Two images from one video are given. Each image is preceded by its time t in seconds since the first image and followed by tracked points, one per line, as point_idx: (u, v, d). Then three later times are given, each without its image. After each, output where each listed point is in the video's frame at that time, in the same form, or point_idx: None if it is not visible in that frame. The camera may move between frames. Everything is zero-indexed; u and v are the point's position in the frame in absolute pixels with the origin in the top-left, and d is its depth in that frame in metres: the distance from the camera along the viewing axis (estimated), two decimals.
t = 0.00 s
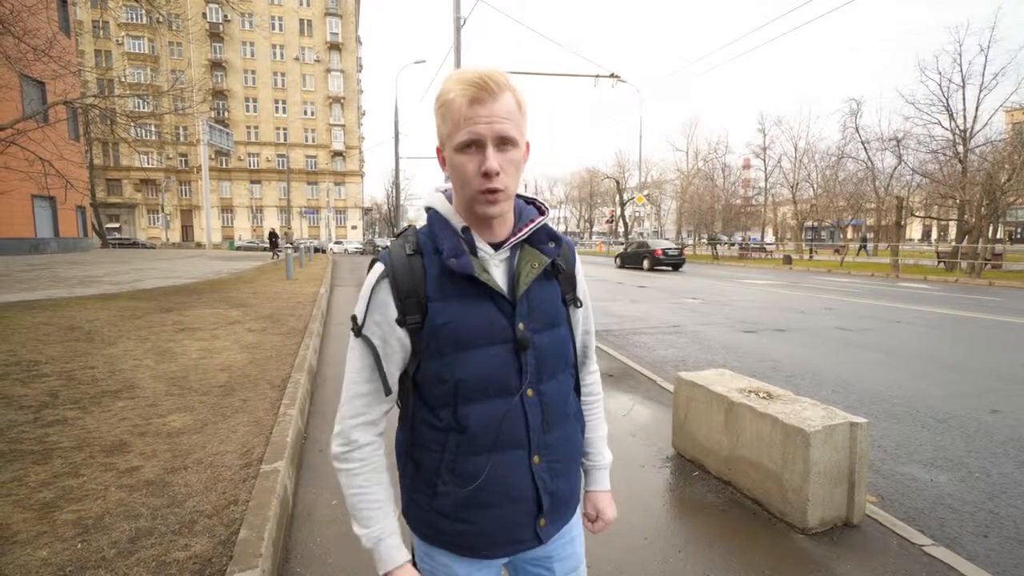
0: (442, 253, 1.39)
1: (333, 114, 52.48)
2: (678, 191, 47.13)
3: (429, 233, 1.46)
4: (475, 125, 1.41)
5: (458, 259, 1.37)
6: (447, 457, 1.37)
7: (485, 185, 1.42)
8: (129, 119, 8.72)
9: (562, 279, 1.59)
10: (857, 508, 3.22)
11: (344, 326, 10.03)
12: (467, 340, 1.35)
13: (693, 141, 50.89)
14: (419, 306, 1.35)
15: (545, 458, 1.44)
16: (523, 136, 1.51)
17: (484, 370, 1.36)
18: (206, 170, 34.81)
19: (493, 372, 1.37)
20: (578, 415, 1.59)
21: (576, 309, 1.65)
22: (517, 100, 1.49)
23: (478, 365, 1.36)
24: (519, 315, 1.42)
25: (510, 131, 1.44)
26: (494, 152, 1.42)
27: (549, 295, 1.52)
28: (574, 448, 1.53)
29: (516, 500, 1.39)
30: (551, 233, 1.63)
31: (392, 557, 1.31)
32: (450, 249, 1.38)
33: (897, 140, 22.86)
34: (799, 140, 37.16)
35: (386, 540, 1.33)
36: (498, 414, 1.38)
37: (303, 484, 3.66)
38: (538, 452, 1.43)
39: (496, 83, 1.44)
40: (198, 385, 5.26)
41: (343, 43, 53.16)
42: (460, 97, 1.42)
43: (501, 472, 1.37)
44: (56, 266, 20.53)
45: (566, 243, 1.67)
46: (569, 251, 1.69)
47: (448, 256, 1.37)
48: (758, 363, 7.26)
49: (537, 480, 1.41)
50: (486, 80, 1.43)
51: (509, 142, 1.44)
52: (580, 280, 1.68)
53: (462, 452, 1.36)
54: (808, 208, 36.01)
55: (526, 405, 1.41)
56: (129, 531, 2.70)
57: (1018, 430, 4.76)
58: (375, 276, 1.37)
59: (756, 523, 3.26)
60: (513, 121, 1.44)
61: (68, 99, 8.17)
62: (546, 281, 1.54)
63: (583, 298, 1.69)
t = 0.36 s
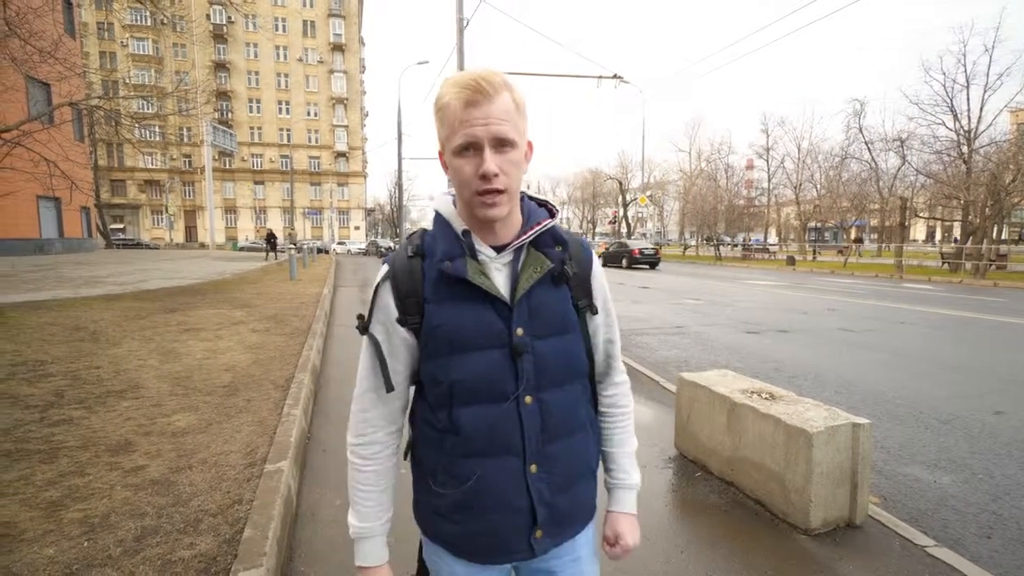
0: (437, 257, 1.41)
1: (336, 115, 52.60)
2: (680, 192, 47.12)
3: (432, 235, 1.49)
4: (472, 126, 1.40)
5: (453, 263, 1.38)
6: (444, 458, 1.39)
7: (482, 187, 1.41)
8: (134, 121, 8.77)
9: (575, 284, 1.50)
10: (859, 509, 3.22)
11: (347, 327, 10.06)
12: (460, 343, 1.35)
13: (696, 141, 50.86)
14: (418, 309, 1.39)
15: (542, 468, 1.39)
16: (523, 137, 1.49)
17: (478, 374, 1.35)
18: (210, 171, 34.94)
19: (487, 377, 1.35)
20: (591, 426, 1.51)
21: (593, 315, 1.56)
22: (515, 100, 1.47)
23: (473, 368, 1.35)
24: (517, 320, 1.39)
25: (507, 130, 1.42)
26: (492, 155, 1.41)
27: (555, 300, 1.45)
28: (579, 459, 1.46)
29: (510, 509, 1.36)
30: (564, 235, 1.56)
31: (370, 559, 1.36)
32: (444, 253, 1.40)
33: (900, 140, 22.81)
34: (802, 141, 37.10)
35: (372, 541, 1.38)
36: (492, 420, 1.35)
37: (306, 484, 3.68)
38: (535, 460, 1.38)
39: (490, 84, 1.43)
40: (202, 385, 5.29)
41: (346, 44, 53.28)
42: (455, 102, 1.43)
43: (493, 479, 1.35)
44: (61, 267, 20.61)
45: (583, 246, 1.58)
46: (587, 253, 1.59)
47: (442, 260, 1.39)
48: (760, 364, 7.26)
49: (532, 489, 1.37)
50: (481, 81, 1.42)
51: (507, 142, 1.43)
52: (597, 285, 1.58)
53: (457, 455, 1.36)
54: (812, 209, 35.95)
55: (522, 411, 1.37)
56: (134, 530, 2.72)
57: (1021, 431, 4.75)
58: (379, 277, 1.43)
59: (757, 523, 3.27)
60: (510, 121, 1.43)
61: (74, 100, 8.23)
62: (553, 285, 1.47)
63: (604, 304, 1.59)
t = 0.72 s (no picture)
0: (466, 252, 1.43)
1: (340, 115, 52.74)
2: (685, 192, 47.06)
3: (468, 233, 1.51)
4: (501, 122, 1.41)
5: (480, 258, 1.39)
6: (469, 451, 1.41)
7: (512, 181, 1.40)
8: (141, 121, 8.84)
9: (610, 282, 1.42)
10: (865, 509, 3.23)
11: (353, 326, 10.11)
12: (485, 337, 1.36)
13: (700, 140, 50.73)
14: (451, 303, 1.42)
15: (564, 473, 1.33)
16: (554, 131, 1.48)
17: (500, 370, 1.34)
18: (216, 171, 35.10)
19: (510, 373, 1.34)
20: (628, 435, 1.41)
21: (635, 317, 1.46)
22: (544, 95, 1.46)
23: (496, 363, 1.35)
24: (542, 317, 1.35)
25: (535, 125, 1.41)
26: (521, 149, 1.41)
27: (585, 298, 1.39)
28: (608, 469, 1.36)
29: (526, 511, 1.33)
30: (598, 231, 1.50)
31: (392, 548, 1.38)
32: (472, 247, 1.42)
33: (907, 140, 22.70)
34: (808, 140, 36.96)
35: (394, 533, 1.39)
36: (513, 418, 1.33)
37: (314, 482, 3.71)
38: (555, 465, 1.32)
39: (519, 79, 1.42)
40: (210, 384, 5.33)
41: (351, 45, 53.38)
42: (483, 98, 1.44)
43: (512, 478, 1.33)
44: (68, 266, 20.76)
45: (622, 240, 1.49)
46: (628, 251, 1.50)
47: (469, 255, 1.40)
48: (765, 364, 7.26)
49: (552, 493, 1.32)
50: (509, 77, 1.42)
51: (535, 137, 1.42)
52: (641, 282, 1.47)
53: (479, 451, 1.38)
54: (817, 209, 35.83)
55: (544, 411, 1.33)
56: (145, 527, 2.76)
57: None
58: (419, 273, 1.51)
59: (762, 522, 3.28)
60: (539, 116, 1.42)
61: (82, 102, 8.30)
62: (583, 282, 1.41)
63: (650, 301, 1.47)
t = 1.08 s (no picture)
0: (497, 251, 1.46)
1: (345, 114, 52.84)
2: (690, 191, 46.95)
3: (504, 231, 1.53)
4: (536, 112, 1.41)
5: (508, 257, 1.41)
6: (491, 448, 1.44)
7: (545, 172, 1.40)
8: (148, 121, 8.90)
9: (641, 287, 1.35)
10: (870, 509, 3.22)
11: (358, 325, 10.15)
12: (510, 337, 1.37)
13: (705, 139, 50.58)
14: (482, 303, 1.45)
15: (581, 481, 1.31)
16: (591, 126, 1.47)
17: (520, 370, 1.35)
18: (222, 170, 35.26)
19: (531, 376, 1.34)
20: (654, 447, 1.34)
21: (670, 326, 1.37)
22: (583, 91, 1.46)
23: (518, 364, 1.35)
24: (564, 319, 1.33)
25: (571, 115, 1.41)
26: (555, 141, 1.41)
27: (611, 302, 1.33)
28: (626, 482, 1.32)
29: (539, 514, 1.34)
30: (635, 232, 1.43)
31: (445, 533, 1.48)
32: (501, 246, 1.44)
33: (913, 138, 22.56)
34: (813, 139, 36.79)
35: (447, 518, 1.50)
36: (530, 419, 1.34)
37: (321, 480, 3.74)
38: (569, 471, 1.31)
39: (558, 72, 1.42)
40: (216, 382, 5.37)
41: (356, 44, 53.47)
42: (521, 91, 1.45)
43: (527, 481, 1.34)
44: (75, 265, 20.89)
45: (660, 241, 1.41)
46: (667, 253, 1.41)
47: (498, 254, 1.43)
48: (769, 364, 7.24)
49: (565, 500, 1.31)
50: (549, 70, 1.42)
51: (571, 128, 1.42)
52: (680, 287, 1.37)
53: (499, 449, 1.40)
54: (823, 208, 35.66)
55: (562, 415, 1.31)
56: (153, 523, 2.79)
57: None
58: (458, 272, 1.56)
59: (766, 521, 3.29)
60: (575, 108, 1.42)
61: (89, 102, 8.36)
62: (612, 286, 1.35)
63: (688, 307, 1.37)
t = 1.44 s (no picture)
0: (508, 249, 1.47)
1: (348, 114, 52.92)
2: (693, 191, 46.86)
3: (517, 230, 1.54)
4: (551, 116, 1.41)
5: (518, 255, 1.43)
6: (494, 446, 1.46)
7: (559, 175, 1.40)
8: (152, 121, 8.94)
9: (650, 290, 1.36)
10: (873, 508, 3.22)
11: (361, 325, 10.16)
12: (518, 335, 1.38)
13: (709, 139, 50.53)
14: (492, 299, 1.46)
15: (581, 482, 1.32)
16: (608, 129, 1.46)
17: (525, 368, 1.36)
18: (225, 170, 35.36)
19: (537, 375, 1.35)
20: (659, 451, 1.34)
21: (679, 330, 1.37)
22: (600, 91, 1.45)
23: (523, 362, 1.36)
24: (571, 319, 1.34)
25: (587, 118, 1.41)
26: (571, 145, 1.41)
27: (619, 304, 1.34)
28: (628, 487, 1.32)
29: (538, 514, 1.35)
30: (648, 234, 1.43)
31: (445, 526, 1.49)
32: (512, 245, 1.46)
33: (918, 137, 22.48)
34: (817, 138, 36.66)
35: (446, 512, 1.51)
36: (535, 418, 1.35)
37: (324, 479, 3.75)
38: (570, 473, 1.31)
39: (575, 73, 1.42)
40: (220, 381, 5.39)
41: (359, 44, 53.56)
42: (538, 92, 1.45)
43: (529, 481, 1.35)
44: (80, 265, 20.97)
45: (672, 244, 1.42)
46: (678, 257, 1.41)
47: (508, 252, 1.45)
48: (773, 364, 7.22)
49: (564, 501, 1.31)
50: (564, 72, 1.42)
51: (587, 132, 1.42)
52: (690, 292, 1.37)
53: (503, 446, 1.41)
54: (826, 208, 35.53)
55: (565, 416, 1.32)
56: (158, 522, 2.80)
57: None
58: (471, 270, 1.58)
59: (769, 520, 3.28)
60: (592, 111, 1.42)
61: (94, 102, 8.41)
62: (621, 288, 1.36)
63: (698, 313, 1.37)
